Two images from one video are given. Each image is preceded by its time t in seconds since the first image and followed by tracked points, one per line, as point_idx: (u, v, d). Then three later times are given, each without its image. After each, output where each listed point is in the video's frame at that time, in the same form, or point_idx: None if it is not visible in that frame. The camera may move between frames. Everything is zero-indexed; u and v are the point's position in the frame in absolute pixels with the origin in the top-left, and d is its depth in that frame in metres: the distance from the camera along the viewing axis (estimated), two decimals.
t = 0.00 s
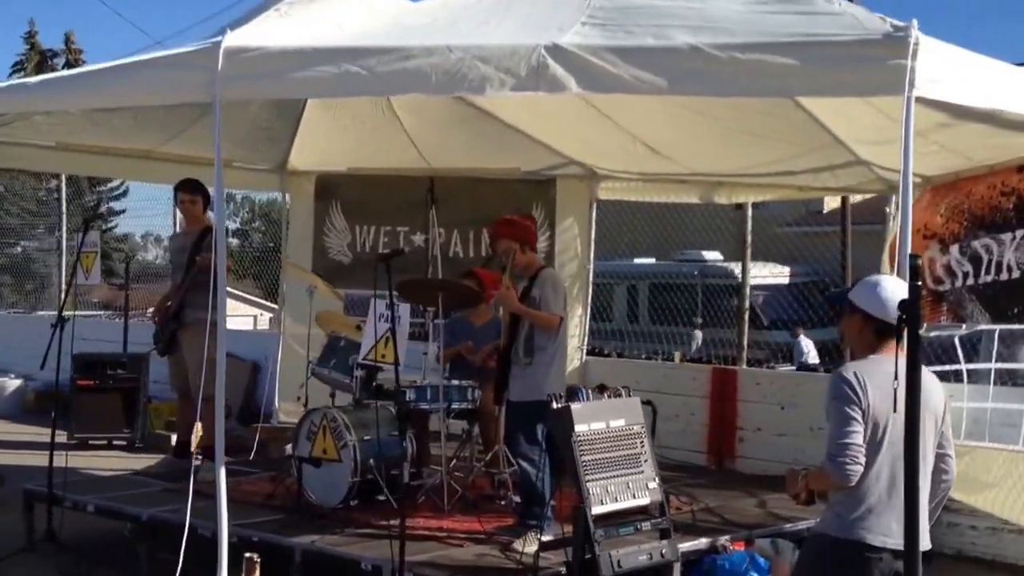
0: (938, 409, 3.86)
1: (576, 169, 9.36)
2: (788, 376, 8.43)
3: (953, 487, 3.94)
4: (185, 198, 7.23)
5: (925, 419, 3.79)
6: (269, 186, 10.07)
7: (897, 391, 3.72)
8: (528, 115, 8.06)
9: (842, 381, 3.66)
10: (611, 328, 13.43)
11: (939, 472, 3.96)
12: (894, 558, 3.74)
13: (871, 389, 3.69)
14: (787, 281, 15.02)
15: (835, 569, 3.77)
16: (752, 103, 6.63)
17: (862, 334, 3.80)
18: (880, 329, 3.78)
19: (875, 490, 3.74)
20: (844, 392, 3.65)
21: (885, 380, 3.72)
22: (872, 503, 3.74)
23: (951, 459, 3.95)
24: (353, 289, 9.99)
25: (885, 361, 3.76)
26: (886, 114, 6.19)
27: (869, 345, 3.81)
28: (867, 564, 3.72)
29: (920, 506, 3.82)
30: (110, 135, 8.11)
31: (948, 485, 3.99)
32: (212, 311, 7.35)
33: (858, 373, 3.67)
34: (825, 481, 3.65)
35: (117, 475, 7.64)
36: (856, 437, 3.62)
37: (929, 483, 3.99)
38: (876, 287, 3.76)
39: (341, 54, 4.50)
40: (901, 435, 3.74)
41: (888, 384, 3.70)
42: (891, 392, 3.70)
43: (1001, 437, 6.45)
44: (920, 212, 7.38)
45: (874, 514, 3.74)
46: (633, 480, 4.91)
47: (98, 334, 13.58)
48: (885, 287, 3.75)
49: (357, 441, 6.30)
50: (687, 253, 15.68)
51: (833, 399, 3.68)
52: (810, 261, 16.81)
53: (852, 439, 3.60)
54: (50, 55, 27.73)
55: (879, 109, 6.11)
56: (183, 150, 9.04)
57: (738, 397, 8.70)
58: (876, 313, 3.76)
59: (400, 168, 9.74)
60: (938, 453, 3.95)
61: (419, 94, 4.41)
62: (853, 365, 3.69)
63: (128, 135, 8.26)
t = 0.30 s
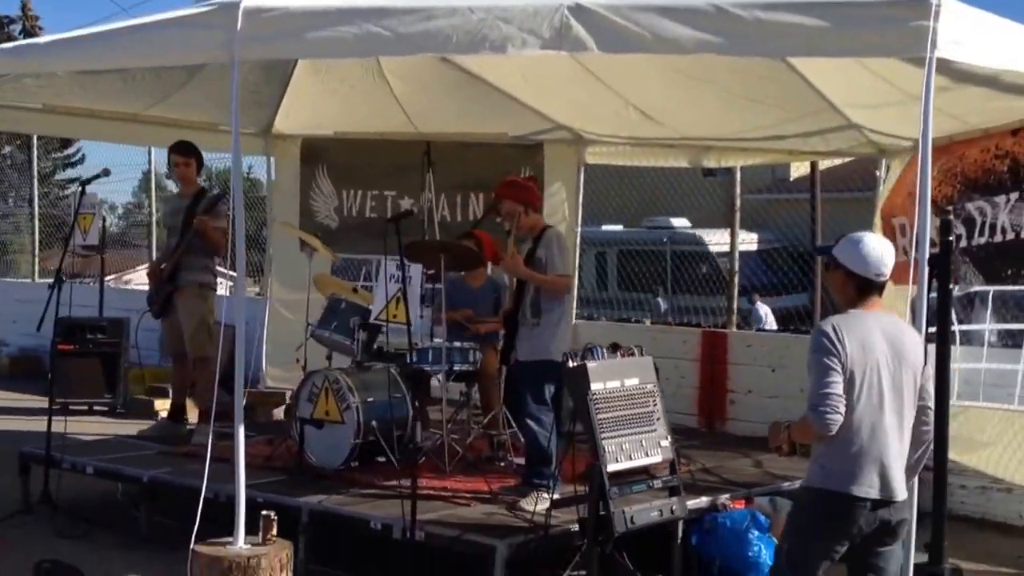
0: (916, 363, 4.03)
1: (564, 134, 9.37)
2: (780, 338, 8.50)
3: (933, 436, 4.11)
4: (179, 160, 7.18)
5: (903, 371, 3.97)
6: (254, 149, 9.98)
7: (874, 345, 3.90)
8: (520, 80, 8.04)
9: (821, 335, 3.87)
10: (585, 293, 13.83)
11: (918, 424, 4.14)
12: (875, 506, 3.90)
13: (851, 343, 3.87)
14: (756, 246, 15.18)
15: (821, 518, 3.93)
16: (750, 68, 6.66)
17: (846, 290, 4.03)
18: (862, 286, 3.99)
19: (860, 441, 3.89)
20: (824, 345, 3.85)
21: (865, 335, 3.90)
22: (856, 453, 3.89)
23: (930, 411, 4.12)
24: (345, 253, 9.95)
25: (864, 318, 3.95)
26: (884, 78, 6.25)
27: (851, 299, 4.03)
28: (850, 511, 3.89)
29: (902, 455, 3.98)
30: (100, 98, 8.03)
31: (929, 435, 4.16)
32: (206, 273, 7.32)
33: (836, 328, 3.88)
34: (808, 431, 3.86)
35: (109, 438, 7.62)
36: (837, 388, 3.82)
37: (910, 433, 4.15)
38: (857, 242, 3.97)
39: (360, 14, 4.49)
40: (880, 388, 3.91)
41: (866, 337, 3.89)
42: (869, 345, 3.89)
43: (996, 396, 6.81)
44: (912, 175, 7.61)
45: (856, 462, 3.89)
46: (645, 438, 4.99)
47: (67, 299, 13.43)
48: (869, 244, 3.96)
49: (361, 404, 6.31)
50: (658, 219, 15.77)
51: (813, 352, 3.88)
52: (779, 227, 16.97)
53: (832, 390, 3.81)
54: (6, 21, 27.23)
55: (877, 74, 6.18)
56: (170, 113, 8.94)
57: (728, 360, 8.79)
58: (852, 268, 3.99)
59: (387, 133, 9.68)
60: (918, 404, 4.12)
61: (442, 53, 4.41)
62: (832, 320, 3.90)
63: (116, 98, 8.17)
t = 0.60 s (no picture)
0: (864, 319, 4.06)
1: (551, 100, 9.39)
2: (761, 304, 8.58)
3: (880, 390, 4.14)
4: (167, 124, 7.12)
5: (852, 327, 3.99)
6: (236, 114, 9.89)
7: (820, 302, 3.92)
8: (511, 46, 8.05)
9: (773, 295, 3.89)
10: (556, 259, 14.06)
11: (866, 378, 4.15)
12: (826, 456, 3.90)
13: (800, 301, 3.90)
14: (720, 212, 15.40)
15: (771, 467, 3.93)
16: (744, 35, 6.71)
17: (795, 252, 4.05)
18: (811, 250, 4.02)
19: (811, 395, 3.91)
20: (775, 304, 3.88)
21: (813, 292, 3.93)
22: (806, 406, 3.91)
23: (877, 365, 4.14)
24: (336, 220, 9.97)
25: (817, 279, 3.98)
26: (879, 45, 6.33)
27: (800, 261, 4.06)
28: (801, 461, 3.89)
29: (852, 408, 4.00)
30: (86, 62, 7.95)
31: (876, 390, 4.20)
32: (192, 238, 7.25)
33: (788, 287, 3.91)
34: (759, 387, 3.88)
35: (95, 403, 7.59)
36: (786, 344, 3.85)
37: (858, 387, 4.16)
38: (806, 209, 4.00)
39: None
40: (830, 343, 3.94)
41: (817, 295, 3.92)
42: (819, 302, 3.92)
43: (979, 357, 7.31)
44: (903, 138, 7.69)
45: (807, 415, 3.89)
46: (647, 399, 5.06)
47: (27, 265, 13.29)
48: (817, 209, 3.98)
49: (356, 367, 6.34)
50: (627, 185, 15.85)
51: (765, 311, 3.91)
52: (745, 192, 17.12)
53: (782, 346, 3.84)
54: None
55: (873, 40, 6.26)
56: (154, 77, 8.85)
57: (711, 323, 8.87)
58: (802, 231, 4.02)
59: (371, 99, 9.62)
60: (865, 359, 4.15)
61: (457, 15, 4.43)
62: (784, 280, 3.94)
63: (102, 63, 8.09)
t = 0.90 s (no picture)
0: (855, 291, 4.04)
1: (541, 79, 9.41)
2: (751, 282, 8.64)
3: (874, 361, 4.10)
4: (163, 103, 7.09)
5: (840, 299, 3.99)
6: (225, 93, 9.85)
7: (809, 275, 3.93)
8: (502, 27, 8.05)
9: (762, 268, 3.91)
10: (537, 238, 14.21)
11: (861, 349, 4.13)
12: (818, 428, 3.90)
13: (788, 274, 3.91)
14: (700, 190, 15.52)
15: (768, 441, 3.93)
16: (737, 17, 6.74)
17: (785, 229, 4.03)
18: (801, 224, 3.99)
19: (798, 366, 3.91)
20: (761, 276, 3.90)
21: (802, 265, 3.94)
22: (797, 378, 3.90)
23: (872, 336, 4.12)
24: (328, 198, 9.90)
25: (809, 253, 3.98)
26: (871, 27, 6.37)
27: (790, 239, 4.04)
28: (795, 433, 3.89)
29: (842, 379, 3.99)
30: (76, 42, 7.91)
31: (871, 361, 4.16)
32: (188, 218, 7.24)
33: (775, 260, 3.92)
34: (746, 359, 3.90)
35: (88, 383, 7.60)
36: (771, 316, 3.86)
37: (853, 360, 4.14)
38: (794, 182, 3.97)
39: None
40: (817, 315, 3.94)
41: (804, 267, 3.93)
42: (806, 274, 3.93)
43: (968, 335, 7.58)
44: (891, 116, 7.72)
45: (797, 387, 3.89)
46: (644, 379, 5.10)
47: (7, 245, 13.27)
48: (806, 183, 3.95)
49: (351, 347, 6.36)
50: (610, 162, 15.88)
51: (753, 284, 3.93)
52: (728, 169, 17.14)
53: (767, 318, 3.86)
54: None
55: (864, 22, 6.30)
56: (143, 57, 8.81)
57: (700, 302, 8.91)
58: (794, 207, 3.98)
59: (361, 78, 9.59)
60: (858, 331, 4.12)
61: None
62: (772, 253, 3.95)
63: (91, 43, 8.06)
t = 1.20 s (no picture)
0: (893, 295, 4.06)
1: (540, 76, 9.43)
2: (750, 277, 8.67)
3: (909, 365, 4.13)
4: (166, 101, 7.10)
5: (880, 304, 4.00)
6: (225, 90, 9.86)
7: (851, 279, 3.94)
8: (503, 25, 8.07)
9: (804, 271, 3.91)
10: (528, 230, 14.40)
11: (897, 353, 4.16)
12: (855, 432, 3.93)
13: (829, 278, 3.91)
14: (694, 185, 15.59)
15: (802, 444, 3.95)
16: (738, 17, 6.77)
17: (823, 229, 4.02)
18: (839, 224, 3.98)
19: (836, 370, 3.93)
20: (803, 280, 3.90)
21: (844, 269, 3.94)
22: (834, 382, 3.93)
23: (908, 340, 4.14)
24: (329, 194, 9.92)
25: (849, 255, 3.98)
26: (870, 27, 6.41)
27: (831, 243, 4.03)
28: (832, 437, 3.92)
29: (877, 383, 4.01)
30: (77, 40, 7.92)
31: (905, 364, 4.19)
32: (192, 215, 7.25)
33: (816, 264, 3.92)
34: (786, 362, 3.92)
35: (91, 380, 7.63)
36: (813, 321, 3.87)
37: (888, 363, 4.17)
38: (834, 185, 3.95)
39: None
40: (856, 319, 3.95)
41: (845, 272, 3.93)
42: (846, 279, 3.93)
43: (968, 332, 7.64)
44: (890, 115, 7.77)
45: (835, 391, 3.92)
46: (649, 378, 5.14)
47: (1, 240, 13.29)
48: (845, 185, 3.94)
49: (355, 345, 6.39)
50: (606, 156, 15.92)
51: (794, 287, 3.93)
52: (723, 164, 17.20)
53: (808, 323, 3.86)
54: None
55: (863, 23, 6.34)
56: (144, 55, 8.83)
57: (699, 298, 8.94)
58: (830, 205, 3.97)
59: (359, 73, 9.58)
60: (894, 334, 4.14)
61: (464, 1, 4.46)
62: (813, 256, 3.95)
63: (92, 41, 8.07)
